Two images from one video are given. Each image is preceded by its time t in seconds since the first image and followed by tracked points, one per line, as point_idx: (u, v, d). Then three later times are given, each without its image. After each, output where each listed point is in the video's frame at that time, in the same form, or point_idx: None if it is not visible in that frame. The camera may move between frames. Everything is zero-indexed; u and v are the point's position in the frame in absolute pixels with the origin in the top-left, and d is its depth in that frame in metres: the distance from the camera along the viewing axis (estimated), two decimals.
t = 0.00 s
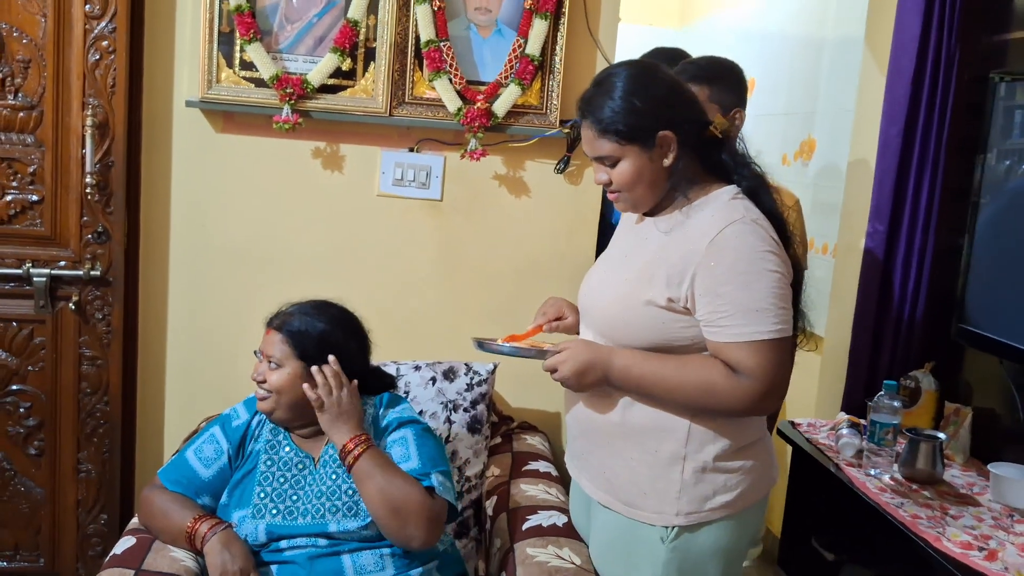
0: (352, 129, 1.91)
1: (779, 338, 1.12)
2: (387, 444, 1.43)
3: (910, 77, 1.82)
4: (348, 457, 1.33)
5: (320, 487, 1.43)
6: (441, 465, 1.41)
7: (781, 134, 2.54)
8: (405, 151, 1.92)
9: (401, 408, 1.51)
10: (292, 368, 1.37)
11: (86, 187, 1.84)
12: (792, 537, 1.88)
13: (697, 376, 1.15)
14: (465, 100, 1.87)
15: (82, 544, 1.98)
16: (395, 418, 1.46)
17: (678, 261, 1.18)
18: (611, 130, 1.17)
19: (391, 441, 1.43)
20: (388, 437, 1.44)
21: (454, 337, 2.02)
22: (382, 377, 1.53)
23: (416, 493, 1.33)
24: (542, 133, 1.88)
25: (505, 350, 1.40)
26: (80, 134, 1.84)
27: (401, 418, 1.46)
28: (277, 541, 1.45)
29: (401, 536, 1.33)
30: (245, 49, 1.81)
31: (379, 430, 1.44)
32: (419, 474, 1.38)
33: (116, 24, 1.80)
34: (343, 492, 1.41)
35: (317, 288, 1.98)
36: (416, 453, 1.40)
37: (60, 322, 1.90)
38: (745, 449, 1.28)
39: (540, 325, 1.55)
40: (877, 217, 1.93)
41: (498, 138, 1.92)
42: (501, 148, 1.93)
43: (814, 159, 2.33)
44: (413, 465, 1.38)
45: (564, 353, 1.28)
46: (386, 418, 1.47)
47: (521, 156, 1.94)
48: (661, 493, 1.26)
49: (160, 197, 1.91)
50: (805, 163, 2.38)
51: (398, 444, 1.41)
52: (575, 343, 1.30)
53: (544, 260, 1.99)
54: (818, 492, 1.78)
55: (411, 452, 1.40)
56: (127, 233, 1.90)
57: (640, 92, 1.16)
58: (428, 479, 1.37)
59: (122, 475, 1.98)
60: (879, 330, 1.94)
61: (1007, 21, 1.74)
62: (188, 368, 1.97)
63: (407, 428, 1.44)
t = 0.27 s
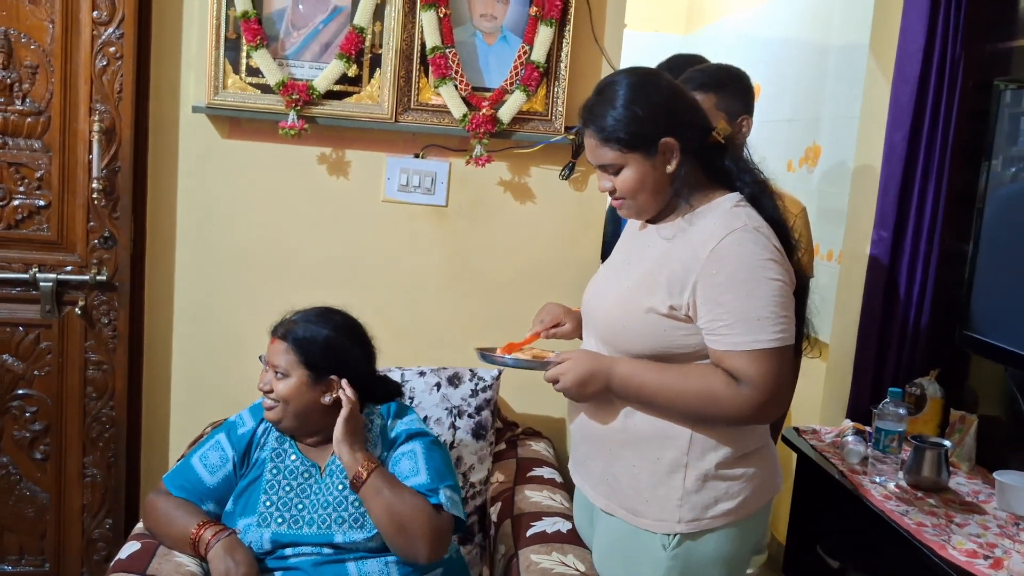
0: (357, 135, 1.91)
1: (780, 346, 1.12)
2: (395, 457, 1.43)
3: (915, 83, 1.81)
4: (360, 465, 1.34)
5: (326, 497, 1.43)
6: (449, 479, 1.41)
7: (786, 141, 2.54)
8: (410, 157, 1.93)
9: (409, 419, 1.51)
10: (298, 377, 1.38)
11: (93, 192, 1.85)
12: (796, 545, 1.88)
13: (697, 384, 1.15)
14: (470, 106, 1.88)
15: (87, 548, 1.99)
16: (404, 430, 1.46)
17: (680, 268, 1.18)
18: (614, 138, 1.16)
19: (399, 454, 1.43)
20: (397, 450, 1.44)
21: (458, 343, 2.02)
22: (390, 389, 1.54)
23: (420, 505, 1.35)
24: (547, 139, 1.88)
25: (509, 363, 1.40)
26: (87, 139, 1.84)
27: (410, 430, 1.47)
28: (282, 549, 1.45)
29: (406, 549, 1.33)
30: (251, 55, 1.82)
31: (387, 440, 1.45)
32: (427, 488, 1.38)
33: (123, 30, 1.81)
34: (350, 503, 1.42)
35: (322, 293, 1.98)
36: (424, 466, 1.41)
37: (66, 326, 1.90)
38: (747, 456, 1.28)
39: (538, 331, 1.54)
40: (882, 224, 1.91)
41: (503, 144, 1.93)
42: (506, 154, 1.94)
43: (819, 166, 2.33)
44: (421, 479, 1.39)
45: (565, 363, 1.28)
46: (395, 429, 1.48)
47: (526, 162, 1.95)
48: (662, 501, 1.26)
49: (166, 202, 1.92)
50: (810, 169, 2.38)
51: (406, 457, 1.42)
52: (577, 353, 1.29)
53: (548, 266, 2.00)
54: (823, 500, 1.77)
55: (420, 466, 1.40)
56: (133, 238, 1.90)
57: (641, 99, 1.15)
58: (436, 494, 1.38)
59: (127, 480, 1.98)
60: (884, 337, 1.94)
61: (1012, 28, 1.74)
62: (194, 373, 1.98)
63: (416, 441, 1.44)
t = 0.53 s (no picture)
0: (364, 138, 1.91)
1: (785, 350, 1.12)
2: (405, 467, 1.43)
3: (922, 88, 1.80)
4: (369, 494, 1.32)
5: (334, 505, 1.43)
6: (459, 489, 1.42)
7: (792, 144, 2.54)
8: (417, 160, 1.93)
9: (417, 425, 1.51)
10: (304, 383, 1.38)
11: (100, 196, 1.85)
12: (803, 549, 1.87)
13: (701, 389, 1.15)
14: (476, 110, 1.88)
15: (94, 552, 1.99)
16: (414, 439, 1.46)
17: (685, 271, 1.18)
18: (620, 142, 1.16)
19: (409, 464, 1.43)
20: (407, 459, 1.44)
21: (464, 347, 2.02)
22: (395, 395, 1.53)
23: (429, 520, 1.34)
24: (554, 143, 1.88)
25: (511, 363, 1.40)
26: (94, 143, 1.85)
27: (419, 439, 1.46)
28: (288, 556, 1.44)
29: (416, 564, 1.33)
30: (258, 59, 1.82)
31: (396, 449, 1.44)
32: (437, 501, 1.38)
33: (131, 34, 1.82)
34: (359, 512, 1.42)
35: (328, 297, 1.98)
36: (435, 477, 1.41)
37: (73, 330, 1.91)
38: (753, 460, 1.28)
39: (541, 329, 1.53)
40: (889, 228, 1.91)
41: (509, 148, 1.93)
42: (513, 158, 1.94)
43: (825, 169, 2.33)
44: (432, 491, 1.39)
45: (567, 366, 1.27)
46: (404, 437, 1.47)
47: (532, 166, 1.95)
48: (667, 504, 1.25)
49: (173, 205, 1.92)
50: (816, 173, 2.38)
51: (417, 468, 1.42)
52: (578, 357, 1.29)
53: (555, 270, 2.00)
54: (830, 504, 1.77)
55: (431, 478, 1.40)
56: (140, 242, 1.91)
57: (647, 103, 1.15)
58: (447, 507, 1.38)
59: (133, 483, 1.98)
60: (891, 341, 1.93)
61: (1019, 31, 1.73)
62: (200, 377, 1.98)
63: (426, 451, 1.44)
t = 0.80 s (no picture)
0: (370, 141, 1.92)
1: (793, 353, 1.11)
2: (411, 471, 1.43)
3: (930, 89, 1.81)
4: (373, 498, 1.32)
5: (340, 511, 1.43)
6: (465, 495, 1.40)
7: (798, 147, 2.54)
8: (423, 163, 1.93)
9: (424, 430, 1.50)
10: (310, 393, 1.37)
11: (107, 199, 1.86)
12: (810, 552, 1.87)
13: (707, 390, 1.14)
14: (483, 112, 1.88)
15: (101, 554, 1.99)
16: (420, 444, 1.45)
17: (693, 272, 1.18)
18: (627, 143, 1.16)
19: (415, 468, 1.43)
20: (413, 463, 1.44)
21: (471, 349, 2.02)
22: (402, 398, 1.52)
23: (434, 527, 1.33)
24: (560, 145, 1.88)
25: (521, 356, 1.34)
26: (102, 146, 1.85)
27: (426, 443, 1.46)
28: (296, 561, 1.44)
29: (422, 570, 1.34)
30: (265, 62, 1.82)
31: (401, 454, 1.44)
32: (442, 506, 1.37)
33: (138, 37, 1.82)
34: (365, 518, 1.42)
35: (334, 299, 1.98)
36: (440, 482, 1.40)
37: (80, 332, 1.91)
38: (762, 462, 1.27)
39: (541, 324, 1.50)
40: (897, 229, 1.92)
41: (516, 150, 1.93)
42: (519, 160, 1.94)
43: (832, 172, 2.33)
44: (436, 496, 1.38)
45: (569, 362, 1.27)
46: (411, 442, 1.47)
47: (538, 168, 1.95)
48: (676, 507, 1.25)
49: (180, 208, 1.92)
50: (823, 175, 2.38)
51: (422, 472, 1.41)
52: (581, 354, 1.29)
53: (561, 272, 1.99)
54: (837, 506, 1.76)
55: (436, 482, 1.39)
56: (147, 244, 1.91)
57: (654, 104, 1.15)
58: (452, 513, 1.37)
59: (140, 486, 1.98)
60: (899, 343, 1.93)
61: None
62: (206, 379, 1.98)
63: (432, 455, 1.44)
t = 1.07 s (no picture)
0: (378, 143, 1.92)
1: (803, 353, 1.11)
2: (416, 471, 1.43)
3: (937, 91, 1.81)
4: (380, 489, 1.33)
5: (349, 512, 1.43)
6: (471, 494, 1.40)
7: (804, 149, 2.54)
8: (431, 164, 1.93)
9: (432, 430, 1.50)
10: (320, 400, 1.37)
11: (116, 200, 1.86)
12: (819, 553, 1.87)
13: (718, 390, 1.14)
14: (490, 113, 1.88)
15: (110, 555, 1.99)
16: (426, 443, 1.45)
17: (705, 273, 1.18)
18: (637, 143, 1.16)
19: (420, 468, 1.43)
20: (419, 463, 1.43)
21: (478, 350, 2.02)
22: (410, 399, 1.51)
23: (440, 526, 1.33)
24: (568, 146, 1.88)
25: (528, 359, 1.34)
26: (111, 147, 1.86)
27: (432, 442, 1.46)
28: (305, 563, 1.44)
29: (426, 568, 1.33)
30: (273, 63, 1.83)
31: (408, 454, 1.44)
32: (446, 504, 1.37)
33: (147, 39, 1.83)
34: (373, 519, 1.42)
35: (342, 300, 1.99)
36: (445, 482, 1.40)
37: (89, 333, 1.92)
38: (772, 463, 1.27)
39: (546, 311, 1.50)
40: (905, 231, 1.91)
41: (524, 151, 1.93)
42: (527, 162, 1.94)
43: (838, 173, 2.33)
44: (441, 495, 1.38)
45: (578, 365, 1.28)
46: (417, 442, 1.47)
47: (546, 169, 1.95)
48: (686, 507, 1.25)
49: (189, 209, 1.93)
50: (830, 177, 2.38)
51: (427, 472, 1.41)
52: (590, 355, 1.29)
53: (569, 273, 2.00)
54: (846, 507, 1.76)
55: (439, 481, 1.39)
56: (156, 246, 1.92)
57: (665, 103, 1.15)
58: (456, 511, 1.37)
59: (149, 486, 1.99)
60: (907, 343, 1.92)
61: None
62: (215, 380, 1.98)
63: (437, 454, 1.43)
